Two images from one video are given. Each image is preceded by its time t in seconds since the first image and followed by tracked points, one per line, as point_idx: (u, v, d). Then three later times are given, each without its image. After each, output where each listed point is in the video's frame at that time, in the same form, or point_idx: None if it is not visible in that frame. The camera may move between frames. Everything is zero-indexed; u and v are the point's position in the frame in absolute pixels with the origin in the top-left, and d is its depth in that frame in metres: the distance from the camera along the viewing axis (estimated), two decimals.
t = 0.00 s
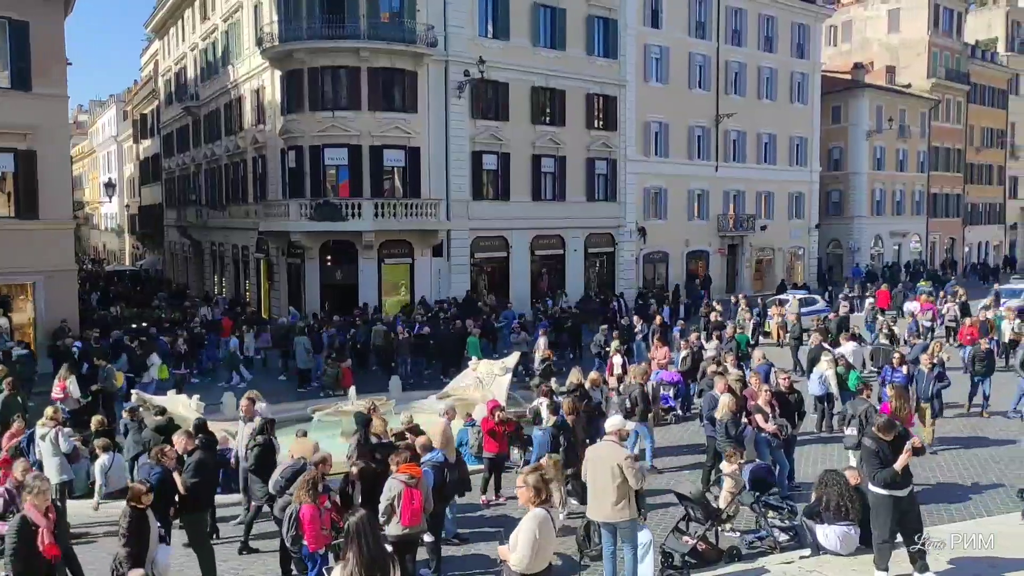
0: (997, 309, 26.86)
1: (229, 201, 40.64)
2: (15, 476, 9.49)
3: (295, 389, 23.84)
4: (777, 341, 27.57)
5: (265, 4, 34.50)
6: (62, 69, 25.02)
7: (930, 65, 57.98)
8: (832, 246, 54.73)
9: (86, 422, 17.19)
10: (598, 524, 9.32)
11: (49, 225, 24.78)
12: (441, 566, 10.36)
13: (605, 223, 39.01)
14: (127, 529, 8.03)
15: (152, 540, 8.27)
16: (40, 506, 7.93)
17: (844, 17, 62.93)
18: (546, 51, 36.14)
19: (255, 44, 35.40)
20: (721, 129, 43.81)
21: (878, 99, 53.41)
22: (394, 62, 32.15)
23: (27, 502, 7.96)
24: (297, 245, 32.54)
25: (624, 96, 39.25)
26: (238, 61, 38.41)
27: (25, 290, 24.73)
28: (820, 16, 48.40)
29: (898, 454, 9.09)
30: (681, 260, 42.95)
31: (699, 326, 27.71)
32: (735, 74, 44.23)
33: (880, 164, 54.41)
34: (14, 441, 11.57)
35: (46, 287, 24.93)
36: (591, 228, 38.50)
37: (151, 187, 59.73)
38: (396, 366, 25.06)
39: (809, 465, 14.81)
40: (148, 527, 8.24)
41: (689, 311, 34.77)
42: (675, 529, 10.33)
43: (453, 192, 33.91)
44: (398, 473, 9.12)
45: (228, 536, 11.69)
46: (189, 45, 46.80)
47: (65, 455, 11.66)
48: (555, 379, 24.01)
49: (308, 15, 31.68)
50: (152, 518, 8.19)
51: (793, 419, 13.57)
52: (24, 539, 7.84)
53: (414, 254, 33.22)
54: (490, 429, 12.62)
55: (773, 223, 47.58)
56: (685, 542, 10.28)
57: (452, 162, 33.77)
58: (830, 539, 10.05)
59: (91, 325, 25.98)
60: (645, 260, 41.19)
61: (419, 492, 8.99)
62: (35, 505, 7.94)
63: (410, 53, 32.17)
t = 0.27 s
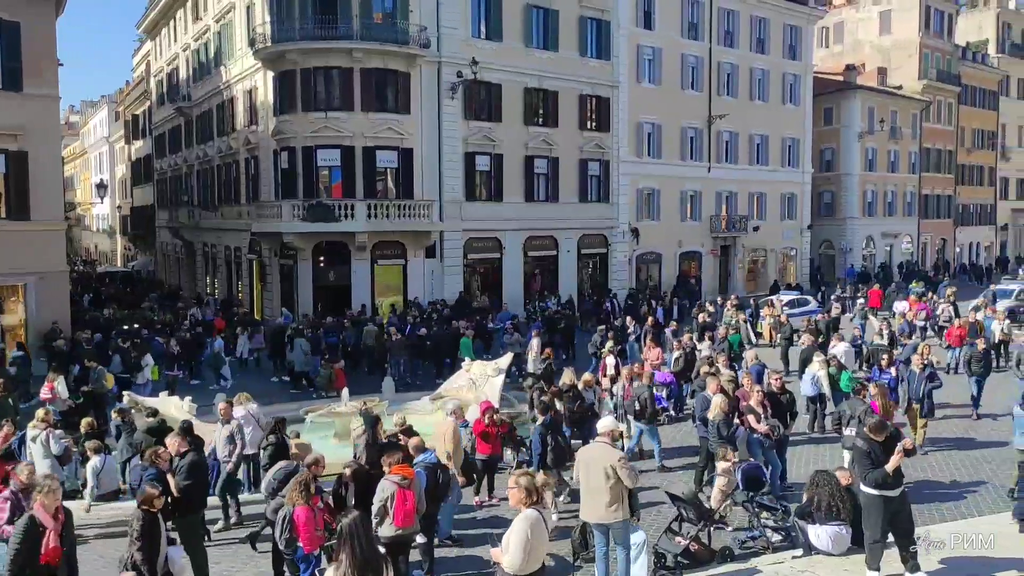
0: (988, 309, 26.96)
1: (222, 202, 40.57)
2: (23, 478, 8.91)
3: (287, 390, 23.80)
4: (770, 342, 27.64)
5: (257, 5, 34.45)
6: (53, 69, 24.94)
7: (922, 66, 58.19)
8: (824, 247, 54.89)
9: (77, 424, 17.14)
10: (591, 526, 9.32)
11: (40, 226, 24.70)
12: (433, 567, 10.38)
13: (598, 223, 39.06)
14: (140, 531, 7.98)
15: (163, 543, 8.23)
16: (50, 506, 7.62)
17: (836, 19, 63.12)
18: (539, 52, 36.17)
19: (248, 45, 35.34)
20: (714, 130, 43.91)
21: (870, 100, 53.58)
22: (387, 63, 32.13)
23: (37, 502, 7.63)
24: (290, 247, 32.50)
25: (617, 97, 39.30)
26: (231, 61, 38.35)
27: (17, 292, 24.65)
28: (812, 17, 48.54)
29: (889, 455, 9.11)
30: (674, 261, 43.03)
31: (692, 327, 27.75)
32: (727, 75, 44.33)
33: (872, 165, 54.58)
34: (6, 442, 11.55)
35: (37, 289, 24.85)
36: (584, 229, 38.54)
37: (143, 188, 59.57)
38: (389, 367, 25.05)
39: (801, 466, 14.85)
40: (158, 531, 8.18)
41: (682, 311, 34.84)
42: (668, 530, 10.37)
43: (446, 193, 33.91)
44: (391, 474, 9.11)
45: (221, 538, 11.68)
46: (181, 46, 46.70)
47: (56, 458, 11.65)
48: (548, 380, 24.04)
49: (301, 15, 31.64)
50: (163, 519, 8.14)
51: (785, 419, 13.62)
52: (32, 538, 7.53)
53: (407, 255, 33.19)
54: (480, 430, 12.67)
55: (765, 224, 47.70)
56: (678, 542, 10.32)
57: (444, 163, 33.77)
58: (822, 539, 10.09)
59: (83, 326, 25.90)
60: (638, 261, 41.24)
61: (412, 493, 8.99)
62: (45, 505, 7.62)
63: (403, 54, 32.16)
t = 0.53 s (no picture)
0: (977, 311, 27.09)
1: (212, 204, 40.47)
2: (34, 484, 8.61)
3: (278, 392, 23.75)
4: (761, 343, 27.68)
5: (248, 7, 34.39)
6: (43, 70, 24.88)
7: (911, 68, 58.45)
8: (815, 248, 55.05)
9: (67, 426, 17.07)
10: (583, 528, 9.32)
11: (29, 228, 24.61)
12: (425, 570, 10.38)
13: (590, 225, 39.10)
14: (154, 534, 7.93)
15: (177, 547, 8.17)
16: (66, 520, 7.72)
17: (826, 21, 63.37)
18: (531, 54, 36.20)
19: (239, 46, 35.28)
20: (705, 132, 44.01)
21: (860, 103, 53.79)
22: (378, 65, 32.10)
23: (51, 515, 7.74)
24: (281, 248, 32.45)
25: (609, 99, 39.36)
26: (222, 63, 38.26)
27: (6, 294, 24.56)
28: (803, 20, 48.72)
29: (878, 457, 9.14)
30: (665, 263, 43.11)
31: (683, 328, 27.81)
32: (718, 77, 44.45)
33: (862, 167, 54.80)
34: None
35: (27, 291, 24.75)
36: (576, 231, 38.58)
37: (134, 190, 59.39)
38: (381, 369, 25.02)
39: (792, 467, 14.88)
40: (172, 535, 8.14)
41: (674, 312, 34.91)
42: (660, 531, 10.41)
43: (438, 195, 33.89)
44: (382, 477, 9.09)
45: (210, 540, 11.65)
46: (172, 47, 46.59)
47: (46, 461, 11.60)
48: (540, 381, 24.04)
49: (292, 16, 31.58)
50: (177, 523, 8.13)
51: (776, 420, 13.66)
52: (47, 550, 7.58)
53: (399, 257, 33.15)
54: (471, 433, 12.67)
55: (756, 226, 47.83)
56: (669, 544, 10.35)
57: (436, 164, 33.76)
58: (813, 540, 10.09)
59: (72, 328, 25.79)
60: (630, 263, 41.30)
61: (403, 496, 8.98)
62: (61, 518, 7.74)
63: (395, 56, 32.14)
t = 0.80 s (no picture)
0: (967, 313, 27.21)
1: (204, 206, 40.37)
2: (49, 487, 8.69)
3: (269, 395, 23.69)
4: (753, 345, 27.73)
5: (240, 9, 34.34)
6: (34, 71, 24.85)
7: (902, 71, 58.66)
8: (806, 250, 55.24)
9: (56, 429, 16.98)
10: (574, 531, 9.31)
11: (19, 230, 24.50)
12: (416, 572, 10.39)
13: (582, 227, 39.12)
14: (163, 535, 7.94)
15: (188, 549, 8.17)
16: (79, 508, 8.03)
17: (817, 25, 63.61)
18: (523, 56, 36.23)
19: (230, 48, 35.22)
20: (697, 134, 44.10)
21: (851, 106, 53.96)
22: (370, 67, 32.07)
23: (65, 504, 8.05)
24: (272, 251, 32.40)
25: (601, 101, 39.41)
26: (213, 65, 38.20)
27: None
28: (793, 23, 48.89)
29: (867, 461, 9.16)
30: (657, 265, 43.17)
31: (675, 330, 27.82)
32: (710, 80, 44.57)
33: (853, 170, 55.00)
34: None
35: (16, 293, 24.65)
36: (568, 233, 38.60)
37: (124, 192, 59.15)
38: (372, 371, 24.98)
39: (783, 468, 14.91)
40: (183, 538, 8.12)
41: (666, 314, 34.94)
42: (652, 533, 10.44)
43: (430, 197, 33.87)
44: (373, 479, 9.07)
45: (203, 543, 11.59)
46: (163, 49, 46.50)
47: (36, 463, 11.54)
48: (532, 384, 24.04)
49: (283, 17, 31.53)
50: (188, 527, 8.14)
51: (767, 422, 13.71)
52: (64, 539, 7.94)
53: (392, 259, 33.10)
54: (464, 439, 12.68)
55: (748, 228, 47.93)
56: (661, 545, 10.38)
57: (428, 166, 33.74)
58: (805, 542, 10.10)
59: (62, 331, 25.68)
60: (622, 265, 41.33)
61: (394, 498, 8.96)
62: (74, 506, 8.04)
63: (387, 58, 32.12)
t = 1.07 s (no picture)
0: (957, 315, 27.33)
1: (195, 208, 40.28)
2: (56, 493, 8.82)
3: (261, 398, 23.65)
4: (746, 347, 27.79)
5: (231, 11, 34.29)
6: (24, 73, 24.79)
7: (893, 75, 58.91)
8: (798, 253, 55.40)
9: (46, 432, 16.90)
10: (567, 533, 9.30)
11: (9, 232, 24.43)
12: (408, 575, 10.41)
13: (574, 230, 39.16)
14: (168, 542, 7.91)
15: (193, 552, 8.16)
16: (87, 503, 8.05)
17: (809, 28, 63.84)
18: (515, 59, 36.27)
19: (222, 50, 35.16)
20: (689, 137, 44.20)
21: (842, 109, 54.16)
22: (363, 69, 32.06)
23: (73, 499, 8.08)
24: (264, 253, 32.34)
25: (593, 104, 39.46)
26: (205, 67, 38.11)
27: None
28: (785, 26, 49.05)
29: (855, 463, 9.23)
30: (650, 267, 43.24)
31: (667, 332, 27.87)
32: (702, 83, 44.67)
33: (845, 173, 55.18)
34: None
35: (7, 296, 24.56)
36: (560, 235, 38.63)
37: (116, 195, 58.97)
38: (365, 374, 24.97)
39: (775, 470, 14.96)
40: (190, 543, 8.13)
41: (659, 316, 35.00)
42: (644, 535, 10.46)
43: (423, 200, 33.87)
44: (365, 482, 9.04)
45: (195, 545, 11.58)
46: (154, 51, 46.40)
47: (26, 467, 11.51)
48: (525, 386, 24.05)
49: (275, 19, 31.49)
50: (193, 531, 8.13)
51: (759, 425, 13.76)
52: (75, 534, 7.92)
53: (384, 261, 33.09)
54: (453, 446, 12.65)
55: (740, 231, 48.04)
56: (653, 547, 10.41)
57: (420, 169, 33.73)
58: (795, 544, 10.16)
59: (52, 334, 25.60)
60: (614, 267, 41.38)
61: (386, 502, 8.95)
62: (81, 501, 8.07)
63: (379, 60, 32.11)
